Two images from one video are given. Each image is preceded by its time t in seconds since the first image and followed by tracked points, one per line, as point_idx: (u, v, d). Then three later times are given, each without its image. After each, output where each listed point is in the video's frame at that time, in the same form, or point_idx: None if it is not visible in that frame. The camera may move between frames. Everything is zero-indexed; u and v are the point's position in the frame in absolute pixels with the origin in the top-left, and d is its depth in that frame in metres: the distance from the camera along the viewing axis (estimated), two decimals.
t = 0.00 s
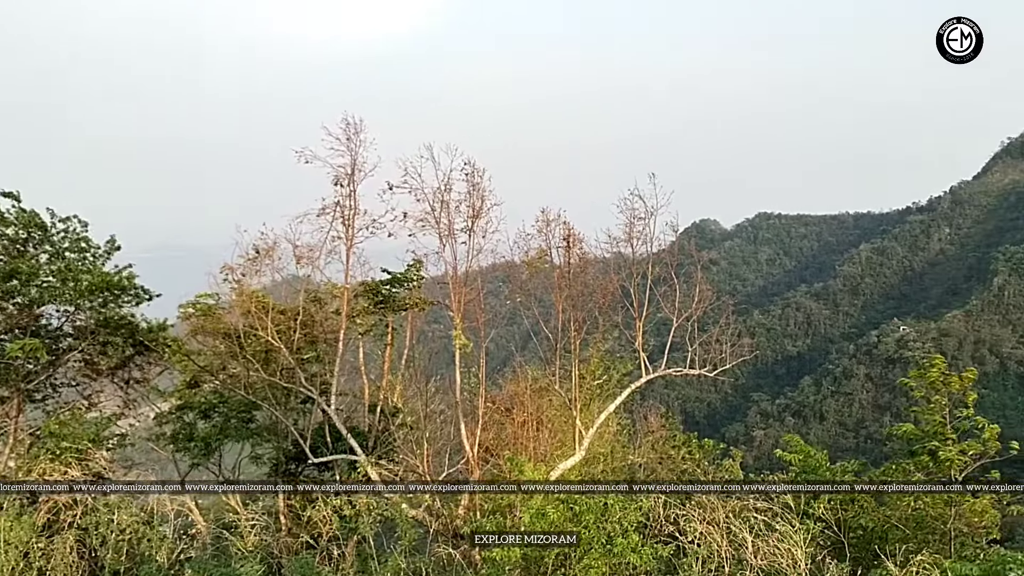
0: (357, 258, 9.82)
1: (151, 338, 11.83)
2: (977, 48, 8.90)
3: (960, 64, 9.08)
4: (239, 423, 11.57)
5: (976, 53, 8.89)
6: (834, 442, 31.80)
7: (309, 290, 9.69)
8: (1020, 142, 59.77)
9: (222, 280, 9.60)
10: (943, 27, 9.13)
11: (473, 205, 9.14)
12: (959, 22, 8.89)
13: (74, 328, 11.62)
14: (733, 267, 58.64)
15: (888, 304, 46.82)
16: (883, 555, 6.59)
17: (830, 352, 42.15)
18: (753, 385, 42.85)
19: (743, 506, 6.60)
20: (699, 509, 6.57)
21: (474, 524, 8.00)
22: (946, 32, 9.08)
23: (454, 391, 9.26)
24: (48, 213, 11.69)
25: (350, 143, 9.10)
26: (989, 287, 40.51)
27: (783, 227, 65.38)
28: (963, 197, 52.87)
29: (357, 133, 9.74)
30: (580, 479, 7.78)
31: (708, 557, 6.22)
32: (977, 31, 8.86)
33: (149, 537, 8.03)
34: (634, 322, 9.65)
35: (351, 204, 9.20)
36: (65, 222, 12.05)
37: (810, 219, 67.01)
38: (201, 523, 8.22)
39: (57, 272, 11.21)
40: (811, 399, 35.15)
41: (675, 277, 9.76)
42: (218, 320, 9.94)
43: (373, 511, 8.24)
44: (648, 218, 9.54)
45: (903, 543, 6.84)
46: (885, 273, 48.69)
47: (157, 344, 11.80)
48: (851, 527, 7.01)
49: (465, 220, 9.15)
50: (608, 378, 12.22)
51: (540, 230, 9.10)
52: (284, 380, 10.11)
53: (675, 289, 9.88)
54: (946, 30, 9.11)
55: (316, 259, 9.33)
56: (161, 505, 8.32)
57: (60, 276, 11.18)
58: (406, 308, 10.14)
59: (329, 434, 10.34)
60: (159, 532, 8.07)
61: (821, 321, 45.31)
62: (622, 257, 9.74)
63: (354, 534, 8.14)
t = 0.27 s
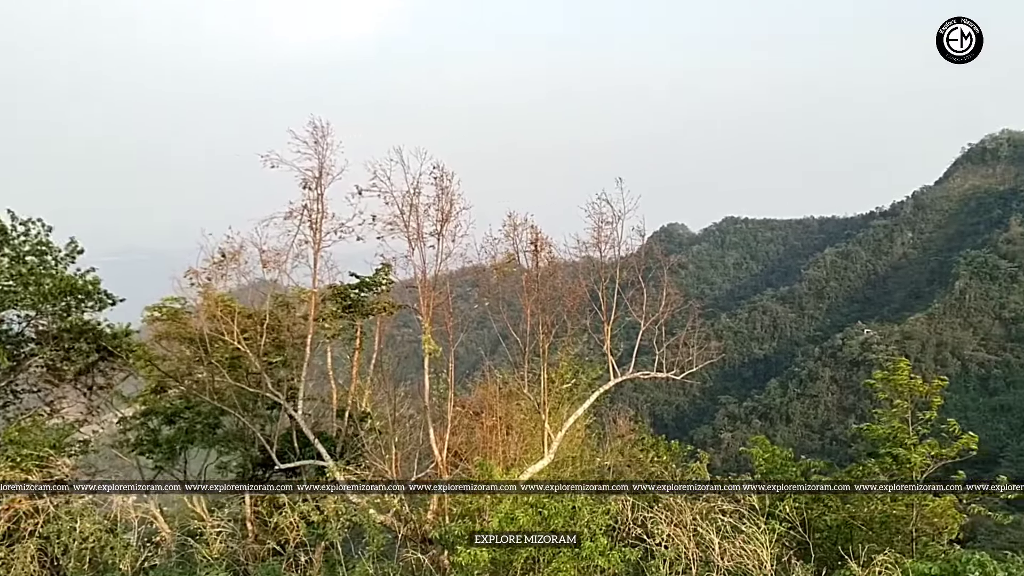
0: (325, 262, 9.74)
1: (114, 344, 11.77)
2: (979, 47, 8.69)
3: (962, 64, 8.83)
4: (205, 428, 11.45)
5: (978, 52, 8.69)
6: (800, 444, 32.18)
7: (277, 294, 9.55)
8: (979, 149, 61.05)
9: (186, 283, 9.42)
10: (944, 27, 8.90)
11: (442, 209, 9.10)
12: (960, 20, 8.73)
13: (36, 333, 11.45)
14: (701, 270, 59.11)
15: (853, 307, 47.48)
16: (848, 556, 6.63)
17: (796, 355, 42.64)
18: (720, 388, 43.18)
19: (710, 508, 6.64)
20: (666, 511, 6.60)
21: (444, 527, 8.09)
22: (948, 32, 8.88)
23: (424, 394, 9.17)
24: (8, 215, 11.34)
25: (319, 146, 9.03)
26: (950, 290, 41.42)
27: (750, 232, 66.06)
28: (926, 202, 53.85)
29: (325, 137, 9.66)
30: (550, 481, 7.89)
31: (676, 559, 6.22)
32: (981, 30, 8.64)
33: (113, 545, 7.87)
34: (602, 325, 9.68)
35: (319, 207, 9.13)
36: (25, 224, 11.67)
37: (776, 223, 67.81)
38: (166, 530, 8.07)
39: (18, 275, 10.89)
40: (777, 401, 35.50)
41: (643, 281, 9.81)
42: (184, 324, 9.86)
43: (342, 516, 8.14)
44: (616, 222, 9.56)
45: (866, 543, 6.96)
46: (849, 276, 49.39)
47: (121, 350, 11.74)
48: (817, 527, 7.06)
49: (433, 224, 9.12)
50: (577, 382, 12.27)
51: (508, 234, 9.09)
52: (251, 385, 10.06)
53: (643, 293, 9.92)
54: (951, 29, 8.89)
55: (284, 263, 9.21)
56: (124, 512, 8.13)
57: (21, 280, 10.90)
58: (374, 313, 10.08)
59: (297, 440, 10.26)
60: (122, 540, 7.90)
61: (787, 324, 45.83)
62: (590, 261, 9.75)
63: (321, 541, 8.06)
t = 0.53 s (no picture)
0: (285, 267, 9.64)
1: (69, 351, 11.44)
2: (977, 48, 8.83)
3: (961, 64, 8.95)
4: (163, 436, 11.30)
5: (977, 53, 8.81)
6: (760, 445, 32.57)
7: (236, 299, 9.42)
8: (932, 155, 62.56)
9: (143, 288, 9.18)
10: (944, 27, 9.06)
11: (404, 214, 9.07)
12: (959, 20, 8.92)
13: None
14: (662, 274, 59.62)
15: (810, 311, 48.23)
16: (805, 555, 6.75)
17: (755, 358, 43.19)
18: (681, 391, 43.52)
19: (672, 510, 6.66)
20: (627, 513, 6.62)
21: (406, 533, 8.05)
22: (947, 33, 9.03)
23: (386, 399, 9.09)
24: None
25: (279, 150, 8.93)
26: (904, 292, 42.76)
27: (710, 236, 66.81)
28: (881, 206, 55.02)
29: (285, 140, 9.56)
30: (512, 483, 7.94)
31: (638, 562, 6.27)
32: (979, 30, 8.79)
33: (68, 557, 7.69)
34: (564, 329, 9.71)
35: (280, 212, 9.05)
36: None
37: (735, 228, 68.69)
38: (122, 540, 7.86)
39: None
40: (737, 404, 35.88)
41: (604, 285, 9.86)
42: (141, 330, 9.69)
43: (302, 524, 8.05)
44: (577, 226, 9.57)
45: (823, 543, 7.09)
46: (807, 280, 50.19)
47: (76, 358, 11.41)
48: (776, 527, 7.20)
49: (395, 229, 9.07)
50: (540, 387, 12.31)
51: (470, 238, 9.07)
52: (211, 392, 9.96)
53: (605, 297, 9.96)
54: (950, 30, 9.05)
55: (243, 268, 9.06)
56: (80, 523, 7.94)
57: None
58: (335, 318, 10.00)
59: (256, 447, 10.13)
60: (78, 550, 7.72)
61: (747, 328, 46.40)
62: (552, 265, 9.76)
63: (281, 549, 7.92)
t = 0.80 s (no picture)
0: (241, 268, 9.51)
1: (17, 354, 11.00)
2: (977, 47, 8.99)
3: (961, 63, 9.08)
4: (117, 441, 11.11)
5: (977, 53, 8.93)
6: (717, 443, 32.96)
7: (190, 301, 9.30)
8: (883, 156, 63.90)
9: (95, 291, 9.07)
10: (946, 27, 9.21)
11: (362, 214, 9.01)
12: (959, 21, 9.07)
13: None
14: (621, 274, 60.02)
15: (766, 311, 48.85)
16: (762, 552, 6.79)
17: (713, 356, 43.70)
18: (640, 390, 43.79)
19: (630, 509, 6.67)
20: (587, 513, 6.64)
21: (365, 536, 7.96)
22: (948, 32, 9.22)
23: (344, 402, 9.02)
24: None
25: (234, 150, 8.80)
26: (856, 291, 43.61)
27: (668, 237, 67.47)
28: (834, 207, 56.20)
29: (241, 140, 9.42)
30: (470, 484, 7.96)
31: (597, 560, 6.23)
32: (978, 31, 8.95)
33: (17, 564, 7.44)
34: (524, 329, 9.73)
35: (235, 213, 8.93)
36: None
37: (692, 228, 69.52)
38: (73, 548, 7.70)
39: None
40: (695, 402, 36.24)
41: (562, 286, 9.92)
42: (92, 333, 9.51)
43: (259, 528, 7.91)
44: (536, 227, 9.60)
45: (779, 539, 7.16)
46: (763, 279, 50.94)
47: (25, 361, 10.97)
48: (733, 524, 7.28)
49: (353, 230, 9.00)
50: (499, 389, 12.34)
51: (429, 238, 9.04)
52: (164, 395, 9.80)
53: (564, 297, 10.00)
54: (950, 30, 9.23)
55: (198, 269, 8.92)
56: (28, 530, 7.78)
57: None
58: (293, 320, 9.90)
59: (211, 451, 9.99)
60: (27, 558, 7.48)
61: (704, 327, 46.94)
62: (511, 265, 9.75)
63: (238, 553, 7.90)
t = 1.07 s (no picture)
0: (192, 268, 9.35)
1: None
2: (976, 48, 9.19)
3: (960, 63, 9.29)
4: (65, 445, 10.84)
5: (975, 53, 9.13)
6: (673, 441, 33.35)
7: (140, 301, 9.12)
8: (833, 157, 65.16)
9: (40, 290, 8.87)
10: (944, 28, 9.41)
11: (316, 214, 8.90)
12: (958, 21, 9.28)
13: None
14: (578, 274, 60.29)
15: (720, 310, 49.67)
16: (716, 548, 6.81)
17: (668, 355, 44.12)
18: (597, 389, 44.01)
19: (586, 507, 6.75)
20: (543, 513, 6.74)
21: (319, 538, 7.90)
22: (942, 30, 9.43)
23: (297, 403, 8.90)
24: None
25: (185, 148, 8.64)
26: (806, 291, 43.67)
27: (624, 236, 67.99)
28: (786, 208, 57.37)
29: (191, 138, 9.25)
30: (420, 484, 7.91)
31: (552, 558, 6.27)
32: (978, 32, 9.16)
33: None
34: (480, 329, 9.71)
35: (185, 212, 8.77)
36: None
37: (647, 228, 70.23)
38: (19, 555, 7.54)
39: None
40: (651, 400, 36.53)
41: (519, 285, 9.91)
42: (39, 333, 9.26)
43: (211, 532, 7.85)
44: (492, 227, 9.57)
45: (732, 534, 7.10)
46: (717, 279, 51.64)
47: None
48: (686, 520, 7.36)
49: (307, 229, 8.90)
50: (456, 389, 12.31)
51: (384, 238, 8.97)
52: (114, 397, 9.58)
53: (520, 297, 10.01)
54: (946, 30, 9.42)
55: (147, 269, 8.74)
56: None
57: None
58: (245, 321, 9.75)
59: (162, 454, 9.82)
60: None
61: (659, 326, 47.36)
62: (467, 265, 9.72)
63: (188, 558, 7.79)
